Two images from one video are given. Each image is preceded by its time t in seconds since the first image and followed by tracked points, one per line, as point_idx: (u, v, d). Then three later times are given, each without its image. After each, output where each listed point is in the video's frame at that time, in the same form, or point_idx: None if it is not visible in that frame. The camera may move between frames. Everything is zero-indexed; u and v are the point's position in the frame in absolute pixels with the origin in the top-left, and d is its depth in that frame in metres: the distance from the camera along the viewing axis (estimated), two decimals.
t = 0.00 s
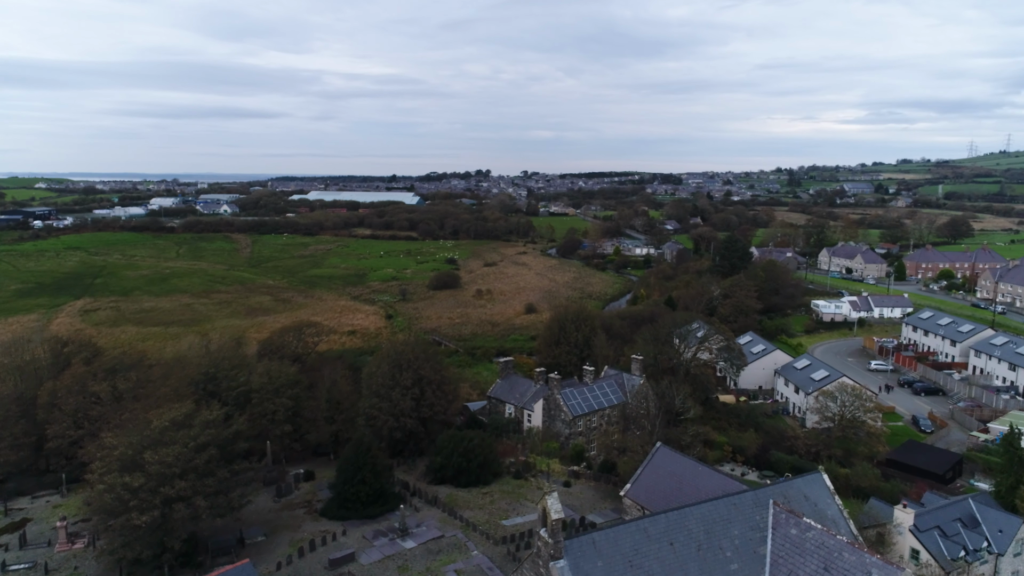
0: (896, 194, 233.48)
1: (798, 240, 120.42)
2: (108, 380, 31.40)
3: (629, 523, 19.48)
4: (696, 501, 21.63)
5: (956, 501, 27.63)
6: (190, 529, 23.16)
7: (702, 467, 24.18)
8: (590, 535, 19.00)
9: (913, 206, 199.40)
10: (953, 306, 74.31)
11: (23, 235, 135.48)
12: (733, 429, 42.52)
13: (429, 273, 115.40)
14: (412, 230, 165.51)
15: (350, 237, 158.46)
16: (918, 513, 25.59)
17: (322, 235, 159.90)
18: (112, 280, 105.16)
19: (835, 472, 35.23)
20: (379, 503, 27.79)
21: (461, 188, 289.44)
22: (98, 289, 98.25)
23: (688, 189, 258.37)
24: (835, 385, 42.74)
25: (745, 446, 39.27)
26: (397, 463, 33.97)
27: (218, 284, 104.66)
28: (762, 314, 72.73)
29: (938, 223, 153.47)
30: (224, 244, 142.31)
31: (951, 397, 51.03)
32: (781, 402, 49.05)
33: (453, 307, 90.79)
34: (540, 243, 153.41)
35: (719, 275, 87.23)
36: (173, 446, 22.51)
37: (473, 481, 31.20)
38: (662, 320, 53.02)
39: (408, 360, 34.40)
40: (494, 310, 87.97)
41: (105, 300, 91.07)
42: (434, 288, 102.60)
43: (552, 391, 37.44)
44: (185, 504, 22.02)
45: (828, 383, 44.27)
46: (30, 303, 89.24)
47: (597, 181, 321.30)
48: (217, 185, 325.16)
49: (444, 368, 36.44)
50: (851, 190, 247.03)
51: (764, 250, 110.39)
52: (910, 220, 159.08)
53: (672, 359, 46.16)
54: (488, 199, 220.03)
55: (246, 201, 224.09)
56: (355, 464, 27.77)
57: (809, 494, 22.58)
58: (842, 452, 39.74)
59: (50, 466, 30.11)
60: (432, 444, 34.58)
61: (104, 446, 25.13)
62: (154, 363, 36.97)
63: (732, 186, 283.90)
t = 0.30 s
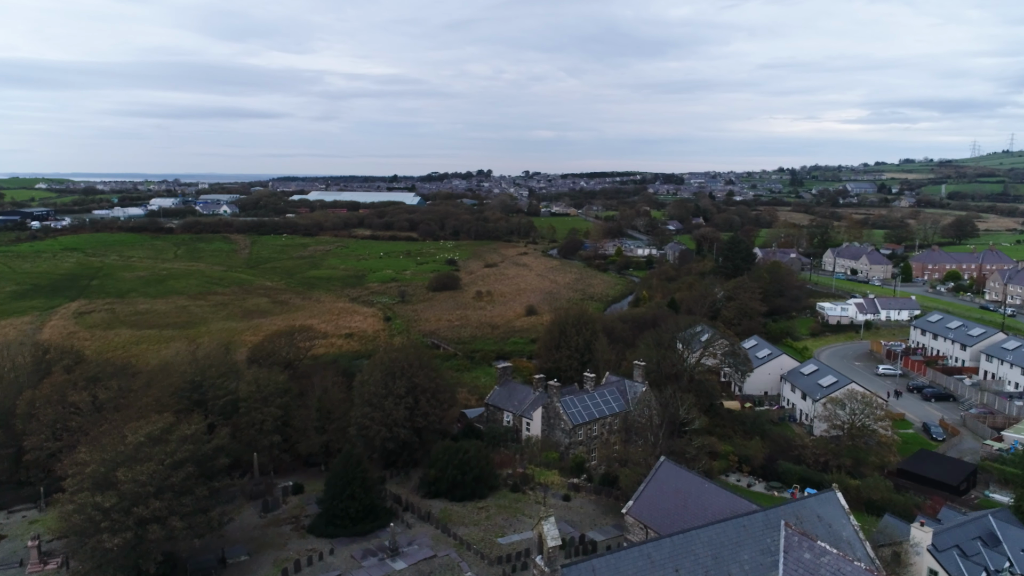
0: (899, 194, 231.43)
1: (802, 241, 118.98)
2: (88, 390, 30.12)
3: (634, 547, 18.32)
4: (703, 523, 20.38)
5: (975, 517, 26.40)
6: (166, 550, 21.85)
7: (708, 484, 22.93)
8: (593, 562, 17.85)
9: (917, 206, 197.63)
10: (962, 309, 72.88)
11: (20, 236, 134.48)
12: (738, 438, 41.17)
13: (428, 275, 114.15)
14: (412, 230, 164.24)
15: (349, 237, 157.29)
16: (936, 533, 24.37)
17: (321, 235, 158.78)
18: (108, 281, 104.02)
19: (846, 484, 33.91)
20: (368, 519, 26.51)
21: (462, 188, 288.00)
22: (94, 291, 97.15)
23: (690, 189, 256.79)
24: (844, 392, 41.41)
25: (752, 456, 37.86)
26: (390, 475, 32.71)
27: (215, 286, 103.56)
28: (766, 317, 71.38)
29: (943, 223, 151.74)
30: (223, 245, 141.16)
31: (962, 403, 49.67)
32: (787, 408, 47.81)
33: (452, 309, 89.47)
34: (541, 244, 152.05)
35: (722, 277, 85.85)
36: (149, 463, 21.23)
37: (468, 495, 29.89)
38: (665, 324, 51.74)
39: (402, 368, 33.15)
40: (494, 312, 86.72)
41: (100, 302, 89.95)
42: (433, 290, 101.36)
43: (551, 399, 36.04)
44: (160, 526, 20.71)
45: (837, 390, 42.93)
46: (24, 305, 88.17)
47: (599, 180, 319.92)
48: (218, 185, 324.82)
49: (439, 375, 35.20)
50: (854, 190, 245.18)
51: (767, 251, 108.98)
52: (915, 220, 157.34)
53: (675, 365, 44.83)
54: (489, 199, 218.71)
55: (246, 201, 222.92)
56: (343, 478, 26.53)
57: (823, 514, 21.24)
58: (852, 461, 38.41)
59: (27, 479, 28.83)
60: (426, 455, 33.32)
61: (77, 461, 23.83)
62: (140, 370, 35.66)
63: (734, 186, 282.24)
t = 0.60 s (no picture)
0: (903, 194, 229.51)
1: (806, 242, 117.50)
2: (68, 399, 28.91)
3: None
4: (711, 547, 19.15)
5: (993, 535, 25.10)
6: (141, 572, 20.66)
7: (714, 501, 21.83)
8: None
9: (922, 206, 195.87)
10: (971, 311, 71.46)
11: (18, 237, 133.67)
12: (745, 447, 39.82)
13: (428, 276, 112.95)
14: (413, 231, 163.12)
15: (350, 238, 156.22)
16: (955, 553, 22.92)
17: (322, 236, 157.80)
18: (105, 283, 103.03)
19: (857, 496, 32.62)
20: (358, 536, 25.35)
21: (463, 188, 286.64)
22: (90, 293, 96.14)
23: (693, 189, 255.31)
24: (854, 399, 40.10)
25: (760, 466, 36.55)
26: (383, 487, 31.53)
27: (213, 287, 102.48)
28: (771, 319, 70.08)
29: (948, 223, 150.06)
30: (222, 246, 140.16)
31: (974, 409, 48.29)
32: (794, 414, 46.55)
33: (452, 311, 88.27)
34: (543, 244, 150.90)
35: (726, 278, 84.53)
36: (124, 480, 20.07)
37: (463, 509, 28.71)
38: (669, 328, 50.48)
39: (395, 377, 31.96)
40: (495, 314, 85.49)
41: (96, 304, 88.83)
42: (433, 291, 100.15)
43: (551, 407, 34.76)
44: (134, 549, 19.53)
45: (846, 397, 41.65)
46: (19, 306, 87.08)
47: (601, 180, 318.68)
48: (220, 185, 324.37)
49: (435, 382, 34.00)
50: (858, 189, 243.46)
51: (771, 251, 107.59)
52: (920, 220, 155.71)
53: (679, 371, 43.58)
54: (491, 199, 217.61)
55: (247, 202, 221.95)
56: (332, 493, 25.35)
57: (836, 537, 20.00)
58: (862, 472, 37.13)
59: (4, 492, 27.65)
60: (421, 465, 32.09)
61: (50, 476, 22.65)
62: (126, 377, 34.43)
63: (737, 186, 280.72)
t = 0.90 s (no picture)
0: (906, 194, 228.12)
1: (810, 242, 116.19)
2: (49, 408, 27.90)
3: None
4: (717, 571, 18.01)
5: (1013, 553, 23.92)
6: None
7: (721, 519, 20.80)
8: None
9: (926, 206, 194.46)
10: (979, 314, 70.16)
11: (16, 237, 132.78)
12: (750, 455, 38.62)
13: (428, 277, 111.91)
14: (414, 231, 162.13)
15: (350, 238, 155.22)
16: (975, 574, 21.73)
17: (322, 236, 156.88)
18: (102, 284, 102.06)
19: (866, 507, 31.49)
20: (347, 553, 24.30)
21: (465, 188, 285.71)
22: (87, 294, 95.15)
23: (695, 189, 254.26)
24: (862, 406, 38.93)
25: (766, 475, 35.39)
26: (376, 498, 30.46)
27: (211, 288, 101.45)
28: (776, 322, 68.88)
29: (953, 224, 148.69)
30: (221, 246, 139.15)
31: (985, 415, 47.02)
32: (800, 421, 45.41)
33: (452, 312, 87.25)
34: (544, 245, 149.88)
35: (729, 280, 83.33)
36: (96, 498, 19.02)
37: (458, 522, 27.64)
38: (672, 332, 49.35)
39: (389, 385, 30.92)
40: (495, 315, 84.42)
41: (93, 305, 87.88)
42: (433, 293, 99.10)
43: (550, 414, 33.49)
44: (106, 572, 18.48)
45: (855, 403, 40.46)
46: (14, 308, 86.18)
47: (603, 180, 317.71)
48: (222, 185, 323.85)
49: (430, 390, 32.94)
50: (861, 189, 241.99)
51: (775, 252, 106.23)
52: (925, 220, 154.32)
53: (682, 377, 42.44)
54: (492, 199, 216.58)
55: (248, 202, 221.05)
56: (321, 508, 24.39)
57: (851, 558, 18.86)
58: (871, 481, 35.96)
59: None
60: (416, 476, 31.04)
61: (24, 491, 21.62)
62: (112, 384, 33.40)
63: (740, 186, 279.41)
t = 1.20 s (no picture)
0: (909, 194, 227.16)
1: (813, 243, 115.16)
2: (30, 416, 27.06)
3: None
4: None
5: None
6: None
7: (725, 537, 20.01)
8: None
9: (928, 206, 193.37)
10: (986, 316, 69.11)
11: (13, 238, 131.93)
12: (754, 462, 37.62)
13: (428, 278, 111.00)
14: (414, 232, 161.21)
15: (350, 239, 154.33)
16: None
17: (321, 237, 155.98)
18: (99, 285, 101.12)
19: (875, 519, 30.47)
20: (336, 568, 23.40)
21: (466, 188, 284.85)
22: (83, 295, 94.26)
23: (697, 189, 253.35)
24: (870, 413, 37.89)
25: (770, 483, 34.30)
26: (369, 509, 29.56)
27: (209, 289, 100.52)
28: (779, 324, 67.90)
29: (956, 224, 147.68)
30: (220, 247, 138.25)
31: (994, 421, 45.98)
32: (805, 427, 44.46)
33: (452, 314, 86.39)
34: (545, 245, 148.99)
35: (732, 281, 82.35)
36: (69, 515, 18.17)
37: (452, 535, 26.72)
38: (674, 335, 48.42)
39: (382, 392, 30.02)
40: (495, 317, 83.53)
41: (89, 307, 87.13)
42: (432, 294, 98.21)
43: (549, 421, 32.40)
44: None
45: (862, 409, 39.42)
46: (10, 309, 85.42)
47: (605, 180, 316.62)
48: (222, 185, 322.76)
49: (424, 397, 32.06)
50: (863, 189, 241.04)
51: (778, 253, 105.04)
52: (928, 221, 153.28)
53: (684, 382, 41.42)
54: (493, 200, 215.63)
55: (247, 202, 220.12)
56: (309, 521, 23.50)
57: None
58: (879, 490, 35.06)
59: None
60: (410, 485, 30.16)
61: None
62: (98, 391, 32.55)
63: (741, 186, 278.40)
